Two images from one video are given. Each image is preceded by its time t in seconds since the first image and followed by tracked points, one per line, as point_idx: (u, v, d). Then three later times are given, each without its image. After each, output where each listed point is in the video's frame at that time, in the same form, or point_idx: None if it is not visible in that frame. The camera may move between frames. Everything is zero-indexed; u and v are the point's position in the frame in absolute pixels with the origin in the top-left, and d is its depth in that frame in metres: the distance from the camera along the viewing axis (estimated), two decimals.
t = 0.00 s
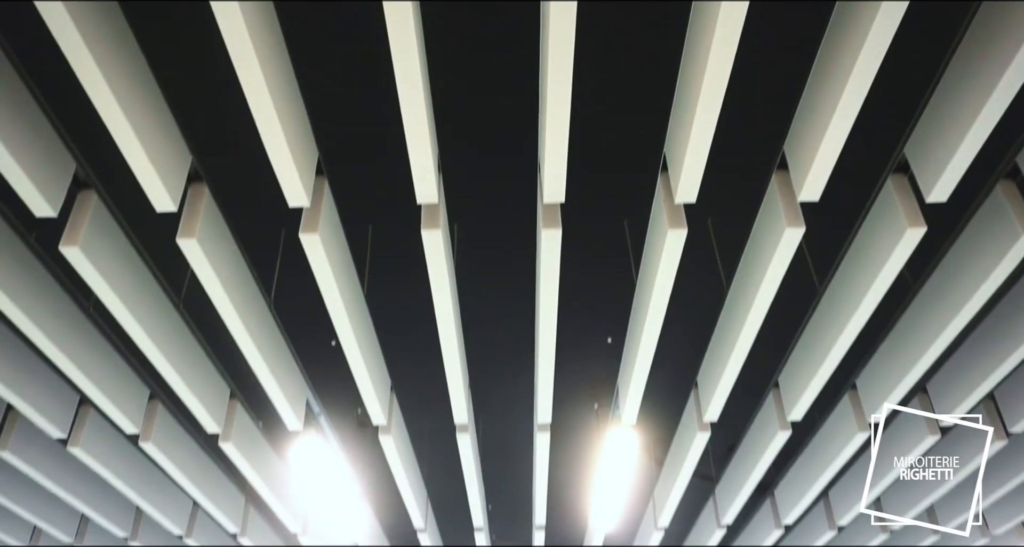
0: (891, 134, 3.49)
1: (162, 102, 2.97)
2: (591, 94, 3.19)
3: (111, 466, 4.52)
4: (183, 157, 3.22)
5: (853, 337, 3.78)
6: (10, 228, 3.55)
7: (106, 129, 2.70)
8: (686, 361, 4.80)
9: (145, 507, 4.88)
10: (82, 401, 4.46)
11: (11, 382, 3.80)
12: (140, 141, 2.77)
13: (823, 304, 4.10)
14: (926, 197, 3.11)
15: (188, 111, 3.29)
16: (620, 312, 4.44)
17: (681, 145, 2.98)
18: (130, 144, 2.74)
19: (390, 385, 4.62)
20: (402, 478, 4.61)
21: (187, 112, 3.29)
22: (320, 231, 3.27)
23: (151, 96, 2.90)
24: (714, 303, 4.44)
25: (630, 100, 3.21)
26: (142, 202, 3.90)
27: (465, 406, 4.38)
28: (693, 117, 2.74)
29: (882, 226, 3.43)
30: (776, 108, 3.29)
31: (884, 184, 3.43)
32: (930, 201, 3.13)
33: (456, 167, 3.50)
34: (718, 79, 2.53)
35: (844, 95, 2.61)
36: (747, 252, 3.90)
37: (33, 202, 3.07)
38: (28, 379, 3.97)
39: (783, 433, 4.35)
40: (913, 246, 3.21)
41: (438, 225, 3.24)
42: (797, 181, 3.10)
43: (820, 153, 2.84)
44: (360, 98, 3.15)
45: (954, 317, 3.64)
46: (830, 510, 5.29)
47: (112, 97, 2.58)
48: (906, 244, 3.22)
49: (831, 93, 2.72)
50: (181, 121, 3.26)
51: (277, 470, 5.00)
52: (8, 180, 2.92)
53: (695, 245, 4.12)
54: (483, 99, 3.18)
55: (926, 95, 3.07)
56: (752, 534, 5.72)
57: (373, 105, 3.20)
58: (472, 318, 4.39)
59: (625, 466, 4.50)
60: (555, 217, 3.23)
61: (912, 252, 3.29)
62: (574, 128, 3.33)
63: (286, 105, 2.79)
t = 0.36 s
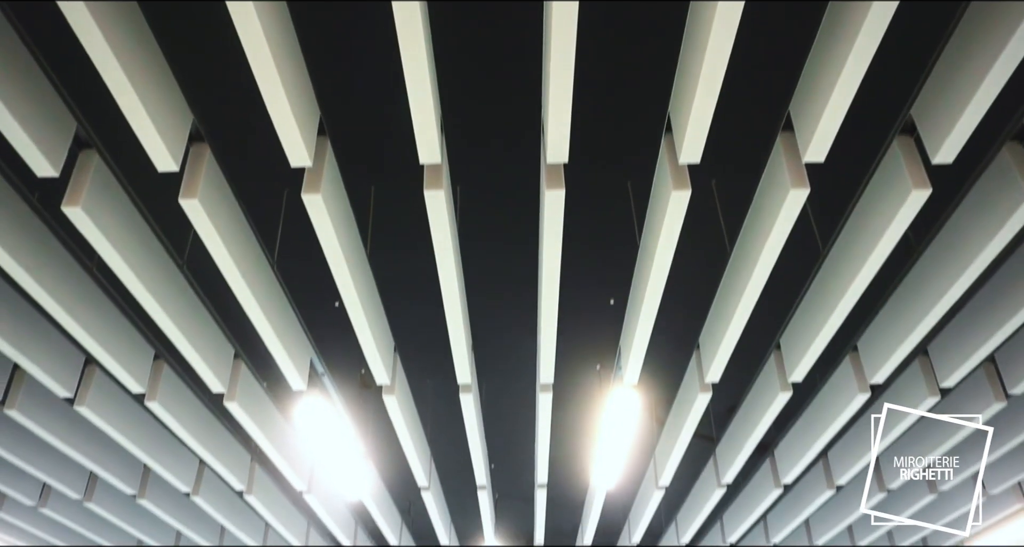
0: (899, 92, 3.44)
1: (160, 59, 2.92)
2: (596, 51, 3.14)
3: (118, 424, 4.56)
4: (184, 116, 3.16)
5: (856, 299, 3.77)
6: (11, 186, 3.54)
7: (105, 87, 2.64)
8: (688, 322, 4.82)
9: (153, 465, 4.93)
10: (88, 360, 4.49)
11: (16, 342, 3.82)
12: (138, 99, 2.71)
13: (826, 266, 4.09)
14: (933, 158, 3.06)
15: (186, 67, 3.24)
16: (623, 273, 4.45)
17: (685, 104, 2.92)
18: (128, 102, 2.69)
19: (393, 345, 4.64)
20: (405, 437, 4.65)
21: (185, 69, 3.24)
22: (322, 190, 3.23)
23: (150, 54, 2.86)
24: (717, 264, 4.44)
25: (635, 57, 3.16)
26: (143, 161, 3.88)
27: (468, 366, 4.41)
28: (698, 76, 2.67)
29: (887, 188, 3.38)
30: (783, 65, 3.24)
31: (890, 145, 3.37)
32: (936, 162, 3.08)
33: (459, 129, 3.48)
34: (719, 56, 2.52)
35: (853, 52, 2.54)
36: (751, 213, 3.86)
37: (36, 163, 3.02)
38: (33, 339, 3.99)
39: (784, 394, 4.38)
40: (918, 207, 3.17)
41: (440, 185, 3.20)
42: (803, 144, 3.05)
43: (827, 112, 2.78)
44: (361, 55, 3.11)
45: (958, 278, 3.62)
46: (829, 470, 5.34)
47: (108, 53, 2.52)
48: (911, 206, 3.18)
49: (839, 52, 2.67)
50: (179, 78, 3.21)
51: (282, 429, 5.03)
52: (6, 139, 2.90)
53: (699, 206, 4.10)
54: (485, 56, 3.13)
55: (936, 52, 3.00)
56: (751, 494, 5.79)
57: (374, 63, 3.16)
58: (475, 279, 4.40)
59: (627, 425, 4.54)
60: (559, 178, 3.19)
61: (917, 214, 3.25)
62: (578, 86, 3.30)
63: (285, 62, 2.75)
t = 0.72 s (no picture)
0: (908, 48, 3.38)
1: (157, 14, 2.86)
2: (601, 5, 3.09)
3: (123, 383, 4.60)
4: (184, 72, 3.12)
5: (859, 259, 3.76)
6: (10, 143, 3.52)
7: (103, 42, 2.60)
8: (691, 282, 4.83)
9: (159, 423, 4.98)
10: (92, 320, 4.51)
11: (21, 301, 3.84)
12: (136, 55, 2.67)
13: (830, 226, 4.07)
14: (940, 117, 3.02)
15: (184, 21, 3.19)
16: (625, 233, 4.45)
17: (691, 60, 2.87)
18: (126, 58, 2.65)
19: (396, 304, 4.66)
20: (408, 395, 4.69)
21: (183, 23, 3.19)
22: (325, 149, 3.19)
23: (149, 10, 2.80)
24: (720, 224, 4.43)
25: (641, 11, 3.11)
26: (144, 117, 3.86)
27: (470, 325, 4.44)
28: (706, 32, 2.62)
29: (893, 147, 3.35)
30: (791, 19, 3.18)
31: (897, 103, 3.32)
32: (944, 120, 3.04)
33: (462, 88, 3.44)
34: (725, 20, 2.51)
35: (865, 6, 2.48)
36: (756, 172, 3.83)
37: (35, 121, 3.00)
38: (38, 298, 4.01)
39: (784, 353, 4.41)
40: (923, 167, 3.14)
41: (444, 143, 3.14)
42: (808, 102, 3.01)
43: (835, 69, 2.73)
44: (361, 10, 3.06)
45: (962, 239, 3.60)
46: (828, 429, 5.38)
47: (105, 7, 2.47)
48: (917, 165, 3.15)
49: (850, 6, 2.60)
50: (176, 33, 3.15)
51: (287, 388, 5.07)
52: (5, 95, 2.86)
53: (703, 165, 4.07)
54: (488, 12, 3.08)
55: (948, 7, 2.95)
56: (750, 453, 5.86)
57: (375, 18, 3.10)
58: (478, 238, 4.40)
59: (628, 383, 4.57)
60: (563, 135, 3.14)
61: (923, 173, 3.22)
62: (583, 42, 3.24)
63: (284, 18, 2.69)
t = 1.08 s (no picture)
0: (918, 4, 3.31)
1: None
2: None
3: (128, 342, 4.63)
4: (183, 29, 3.06)
5: (862, 220, 3.74)
6: (10, 100, 3.49)
7: None
8: (695, 243, 4.82)
9: (164, 382, 5.03)
10: (97, 279, 4.52)
11: (25, 259, 3.86)
12: (133, 11, 2.61)
13: (834, 186, 4.04)
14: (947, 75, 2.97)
15: None
16: (629, 193, 4.43)
17: (697, 16, 2.81)
18: (123, 14, 2.60)
19: (399, 265, 4.66)
20: (412, 354, 4.72)
21: None
22: (326, 106, 3.15)
23: None
24: (724, 184, 4.40)
25: None
26: (143, 75, 3.82)
27: (473, 285, 4.44)
28: None
29: (899, 106, 3.30)
30: None
31: (904, 62, 3.27)
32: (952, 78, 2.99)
33: (463, 45, 3.39)
34: None
35: None
36: (760, 132, 3.79)
37: (34, 78, 2.97)
38: (42, 258, 4.02)
39: (786, 314, 4.42)
40: (929, 126, 3.10)
41: (446, 100, 3.06)
42: (814, 61, 2.98)
43: (843, 25, 2.68)
44: None
45: (966, 200, 3.57)
46: (828, 389, 5.42)
47: None
48: (923, 125, 3.11)
49: None
50: None
51: (291, 347, 5.10)
52: (4, 52, 2.82)
53: (708, 125, 4.03)
54: None
55: None
56: (751, 414, 5.91)
57: None
58: (481, 197, 4.38)
59: (631, 343, 4.59)
60: (567, 92, 3.06)
61: (928, 133, 3.18)
62: None
63: None
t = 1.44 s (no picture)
0: None
1: None
2: None
3: (133, 301, 4.64)
4: None
5: (867, 181, 3.71)
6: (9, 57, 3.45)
7: None
8: (699, 203, 4.79)
9: (170, 342, 5.06)
10: (101, 239, 4.52)
11: (29, 219, 3.85)
12: None
13: (839, 146, 4.00)
14: (958, 32, 2.91)
15: None
16: (634, 153, 4.39)
17: None
18: None
19: (402, 225, 4.65)
20: (415, 314, 4.74)
21: None
22: (327, 64, 3.09)
23: None
24: (728, 145, 4.36)
25: None
26: (143, 31, 3.77)
27: (476, 245, 4.43)
28: None
29: (907, 63, 3.25)
30: None
31: (915, 18, 3.20)
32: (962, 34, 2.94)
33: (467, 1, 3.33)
34: None
35: None
36: (765, 91, 3.73)
37: (33, 34, 2.93)
38: (46, 217, 4.01)
39: (790, 274, 4.41)
40: (938, 84, 3.05)
41: (449, 58, 2.97)
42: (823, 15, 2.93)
43: None
44: None
45: (972, 161, 3.52)
46: (830, 350, 5.43)
47: None
48: (931, 83, 3.06)
49: None
50: None
51: (295, 307, 5.12)
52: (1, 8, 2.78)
53: (714, 83, 3.97)
54: None
55: None
56: (753, 374, 5.93)
57: None
58: (485, 155, 4.34)
59: (635, 302, 4.60)
60: (571, 49, 2.90)
61: (937, 91, 3.13)
62: None
63: None
